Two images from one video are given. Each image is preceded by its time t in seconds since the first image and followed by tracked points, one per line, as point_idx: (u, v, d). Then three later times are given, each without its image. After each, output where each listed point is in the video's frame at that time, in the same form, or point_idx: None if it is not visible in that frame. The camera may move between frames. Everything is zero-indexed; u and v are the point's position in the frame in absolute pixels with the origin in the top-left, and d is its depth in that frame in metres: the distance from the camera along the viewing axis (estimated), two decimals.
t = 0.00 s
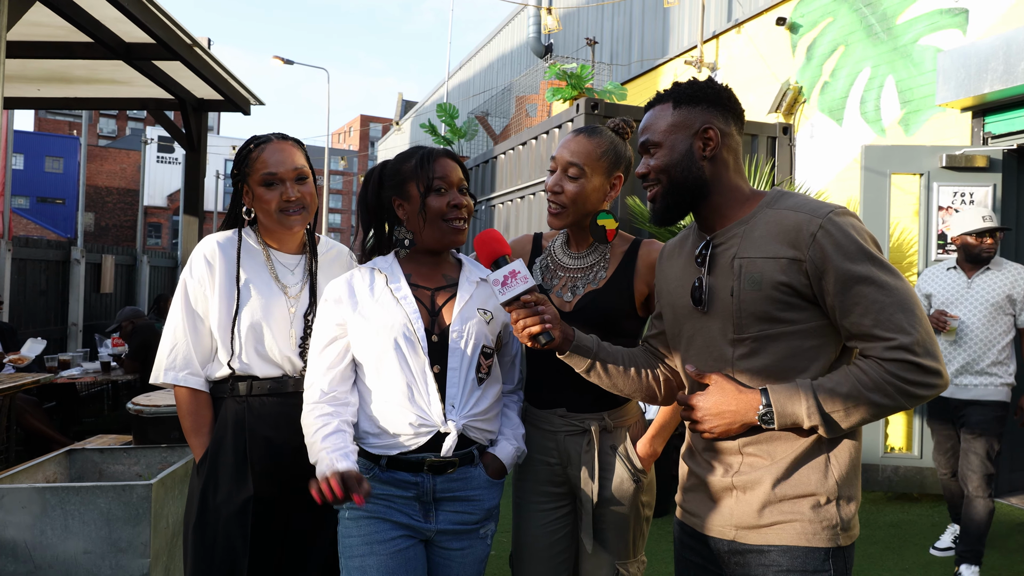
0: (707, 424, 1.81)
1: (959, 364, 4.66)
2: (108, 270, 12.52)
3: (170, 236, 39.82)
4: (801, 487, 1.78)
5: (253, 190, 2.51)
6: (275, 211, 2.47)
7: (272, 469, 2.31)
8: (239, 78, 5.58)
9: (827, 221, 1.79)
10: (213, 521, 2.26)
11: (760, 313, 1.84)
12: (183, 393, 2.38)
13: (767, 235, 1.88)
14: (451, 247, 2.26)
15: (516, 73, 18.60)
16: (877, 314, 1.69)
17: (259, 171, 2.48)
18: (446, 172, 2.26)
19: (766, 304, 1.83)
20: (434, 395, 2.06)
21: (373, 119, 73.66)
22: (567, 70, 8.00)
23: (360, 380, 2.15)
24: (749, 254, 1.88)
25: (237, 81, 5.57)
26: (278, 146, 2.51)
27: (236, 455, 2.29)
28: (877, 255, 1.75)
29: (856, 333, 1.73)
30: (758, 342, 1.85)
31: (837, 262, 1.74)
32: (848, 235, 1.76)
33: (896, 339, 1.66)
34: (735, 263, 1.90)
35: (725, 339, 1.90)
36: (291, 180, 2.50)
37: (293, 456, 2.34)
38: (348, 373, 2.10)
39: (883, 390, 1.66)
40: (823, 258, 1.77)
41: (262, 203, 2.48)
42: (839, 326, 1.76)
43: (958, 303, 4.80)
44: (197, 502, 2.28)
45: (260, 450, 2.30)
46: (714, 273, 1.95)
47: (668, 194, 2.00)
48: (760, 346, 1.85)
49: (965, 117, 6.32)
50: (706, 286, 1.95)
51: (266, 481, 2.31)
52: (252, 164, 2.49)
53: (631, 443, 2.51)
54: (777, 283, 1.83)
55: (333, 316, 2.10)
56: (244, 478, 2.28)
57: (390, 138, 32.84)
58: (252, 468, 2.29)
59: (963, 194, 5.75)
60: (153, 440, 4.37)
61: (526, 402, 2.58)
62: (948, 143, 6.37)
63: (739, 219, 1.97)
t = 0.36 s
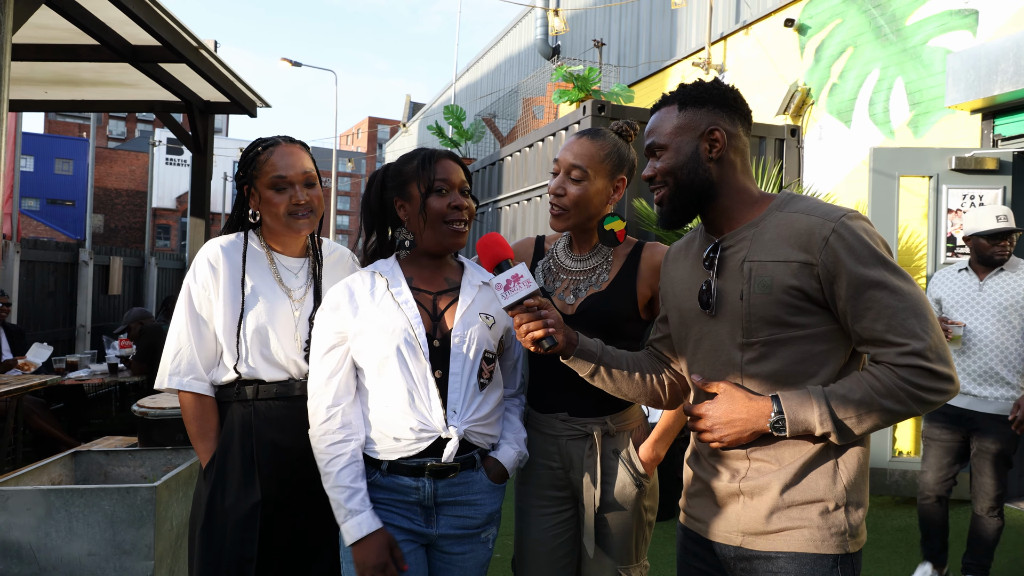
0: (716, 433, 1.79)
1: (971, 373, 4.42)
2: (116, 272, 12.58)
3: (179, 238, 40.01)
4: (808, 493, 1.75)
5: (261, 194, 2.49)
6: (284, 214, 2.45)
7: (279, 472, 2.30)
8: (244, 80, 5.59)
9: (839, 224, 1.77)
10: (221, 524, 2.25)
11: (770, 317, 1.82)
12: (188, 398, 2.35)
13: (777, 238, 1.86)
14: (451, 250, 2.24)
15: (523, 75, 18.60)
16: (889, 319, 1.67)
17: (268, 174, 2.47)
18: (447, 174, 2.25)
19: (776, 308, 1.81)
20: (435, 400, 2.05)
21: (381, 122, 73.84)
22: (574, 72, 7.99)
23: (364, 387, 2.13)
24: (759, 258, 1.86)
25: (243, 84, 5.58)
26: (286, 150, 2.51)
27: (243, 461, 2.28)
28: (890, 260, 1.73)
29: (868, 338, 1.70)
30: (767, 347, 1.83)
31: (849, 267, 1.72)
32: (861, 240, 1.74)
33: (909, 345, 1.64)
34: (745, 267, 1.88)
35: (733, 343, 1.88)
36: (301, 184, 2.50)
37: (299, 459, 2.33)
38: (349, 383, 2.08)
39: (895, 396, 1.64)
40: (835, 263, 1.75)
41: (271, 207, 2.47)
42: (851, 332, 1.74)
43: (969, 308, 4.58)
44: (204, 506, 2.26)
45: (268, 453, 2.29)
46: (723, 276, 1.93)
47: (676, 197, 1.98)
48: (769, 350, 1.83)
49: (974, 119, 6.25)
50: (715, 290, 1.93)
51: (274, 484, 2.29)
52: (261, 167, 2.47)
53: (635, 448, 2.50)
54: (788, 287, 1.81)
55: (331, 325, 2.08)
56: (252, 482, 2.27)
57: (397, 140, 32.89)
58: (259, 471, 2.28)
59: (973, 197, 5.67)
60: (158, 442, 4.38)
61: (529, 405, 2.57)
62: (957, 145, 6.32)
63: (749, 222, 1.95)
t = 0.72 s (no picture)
0: (715, 431, 1.76)
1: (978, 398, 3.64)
2: (123, 272, 12.62)
3: (187, 239, 40.18)
4: (809, 492, 1.72)
5: (260, 196, 2.45)
6: (285, 217, 2.43)
7: (278, 470, 2.28)
8: (247, 79, 5.59)
9: (842, 220, 1.74)
10: (222, 523, 2.20)
11: (770, 314, 1.79)
12: (183, 401, 2.35)
13: (778, 233, 1.83)
14: (446, 246, 2.22)
15: (529, 74, 18.57)
16: (892, 316, 1.63)
17: (269, 177, 2.42)
18: (445, 172, 2.22)
19: (776, 305, 1.78)
20: (428, 399, 2.03)
21: (388, 123, 73.96)
22: (579, 71, 7.95)
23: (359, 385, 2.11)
24: (760, 254, 1.83)
25: (246, 83, 5.57)
26: (285, 151, 2.45)
27: (243, 463, 2.24)
28: (892, 256, 1.70)
29: (870, 336, 1.67)
30: (767, 344, 1.80)
31: (852, 264, 1.68)
32: (864, 235, 1.71)
33: (912, 343, 1.60)
34: (745, 263, 1.85)
35: (733, 340, 1.85)
36: (302, 186, 2.47)
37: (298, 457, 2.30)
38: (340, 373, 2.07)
39: (898, 395, 1.60)
40: (836, 259, 1.71)
41: (272, 209, 2.43)
42: (852, 330, 1.71)
43: (976, 318, 3.82)
44: (204, 507, 2.22)
45: (266, 451, 2.26)
46: (723, 273, 1.89)
47: (668, 188, 1.95)
48: (769, 348, 1.79)
49: (983, 116, 6.17)
50: (714, 286, 1.90)
51: (272, 482, 2.27)
52: (260, 170, 2.43)
53: (632, 446, 2.46)
54: (788, 283, 1.77)
55: (326, 319, 2.08)
56: (252, 481, 2.24)
57: (405, 141, 32.94)
58: (258, 470, 2.25)
59: (981, 195, 5.61)
60: (160, 441, 4.38)
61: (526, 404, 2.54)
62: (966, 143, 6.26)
63: (750, 217, 1.91)
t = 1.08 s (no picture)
0: (719, 456, 1.68)
1: None
2: (138, 272, 12.72)
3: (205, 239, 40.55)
4: (812, 503, 1.65)
5: (252, 198, 2.41)
6: (277, 218, 2.39)
7: (270, 475, 2.24)
8: (256, 79, 5.58)
9: (849, 219, 1.67)
10: (212, 527, 2.20)
11: (773, 316, 1.72)
12: (175, 403, 2.34)
13: (782, 233, 1.76)
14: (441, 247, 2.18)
15: (542, 73, 18.49)
16: (900, 321, 1.56)
17: (260, 179, 2.40)
18: (444, 172, 2.18)
19: (779, 307, 1.72)
20: (423, 402, 1.98)
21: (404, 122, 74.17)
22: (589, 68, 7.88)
23: (353, 386, 2.04)
24: (763, 253, 1.77)
25: (254, 83, 5.57)
26: (275, 151, 2.41)
27: (233, 465, 2.22)
28: (901, 258, 1.63)
29: (876, 341, 1.60)
30: (769, 348, 1.73)
31: (859, 265, 1.62)
32: (872, 236, 1.64)
33: (921, 349, 1.54)
34: (748, 263, 1.78)
35: (734, 343, 1.78)
36: (293, 186, 2.42)
37: (291, 461, 2.26)
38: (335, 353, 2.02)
39: (908, 405, 1.53)
40: (843, 261, 1.65)
41: (264, 211, 2.40)
42: (858, 334, 1.64)
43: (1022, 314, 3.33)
44: (194, 510, 2.22)
45: (258, 455, 2.23)
46: (724, 273, 1.83)
47: (682, 185, 1.86)
48: (771, 352, 1.73)
49: (1004, 111, 5.97)
50: (716, 286, 1.83)
51: (264, 487, 2.23)
52: (251, 172, 2.39)
53: (635, 453, 2.38)
54: (792, 285, 1.71)
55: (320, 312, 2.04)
56: (242, 484, 2.22)
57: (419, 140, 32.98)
58: (249, 473, 2.22)
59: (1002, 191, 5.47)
60: (166, 441, 4.38)
61: (527, 408, 2.50)
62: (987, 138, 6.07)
63: (754, 215, 1.84)
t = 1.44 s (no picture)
0: None
1: None
2: (164, 275, 12.89)
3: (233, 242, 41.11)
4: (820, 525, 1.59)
5: (245, 205, 2.39)
6: (272, 225, 2.38)
7: (264, 484, 2.23)
8: (274, 85, 5.62)
9: (862, 229, 1.59)
10: (205, 537, 2.18)
11: (779, 328, 1.66)
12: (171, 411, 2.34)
13: (791, 242, 1.70)
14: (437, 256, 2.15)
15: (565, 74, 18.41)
16: (910, 339, 1.49)
17: (254, 186, 2.38)
18: (439, 179, 2.15)
19: (786, 318, 1.65)
20: (419, 412, 1.95)
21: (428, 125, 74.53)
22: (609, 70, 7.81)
23: (351, 397, 2.02)
24: (771, 263, 1.70)
25: (272, 88, 5.61)
26: (269, 157, 2.40)
27: (227, 475, 2.21)
28: (914, 272, 1.55)
29: (884, 360, 1.52)
30: (775, 361, 1.67)
31: (869, 279, 1.54)
32: (885, 248, 1.56)
33: (932, 371, 1.46)
34: (755, 272, 1.72)
35: (739, 355, 1.72)
36: (287, 193, 2.40)
37: (284, 471, 2.25)
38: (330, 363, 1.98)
39: (934, 444, 1.43)
40: (853, 273, 1.57)
41: (258, 218, 2.39)
42: (867, 351, 1.57)
43: None
44: (188, 521, 2.20)
45: (252, 464, 2.22)
46: (731, 282, 1.77)
47: (688, 190, 1.81)
48: (777, 366, 1.66)
49: None
50: (722, 295, 1.78)
51: (258, 497, 2.22)
52: (244, 179, 2.38)
53: (641, 467, 2.32)
54: (800, 296, 1.64)
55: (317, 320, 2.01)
56: (236, 495, 2.20)
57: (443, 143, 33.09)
58: (243, 484, 2.20)
59: None
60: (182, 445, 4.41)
61: (532, 422, 2.46)
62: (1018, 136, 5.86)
63: (762, 222, 1.78)
